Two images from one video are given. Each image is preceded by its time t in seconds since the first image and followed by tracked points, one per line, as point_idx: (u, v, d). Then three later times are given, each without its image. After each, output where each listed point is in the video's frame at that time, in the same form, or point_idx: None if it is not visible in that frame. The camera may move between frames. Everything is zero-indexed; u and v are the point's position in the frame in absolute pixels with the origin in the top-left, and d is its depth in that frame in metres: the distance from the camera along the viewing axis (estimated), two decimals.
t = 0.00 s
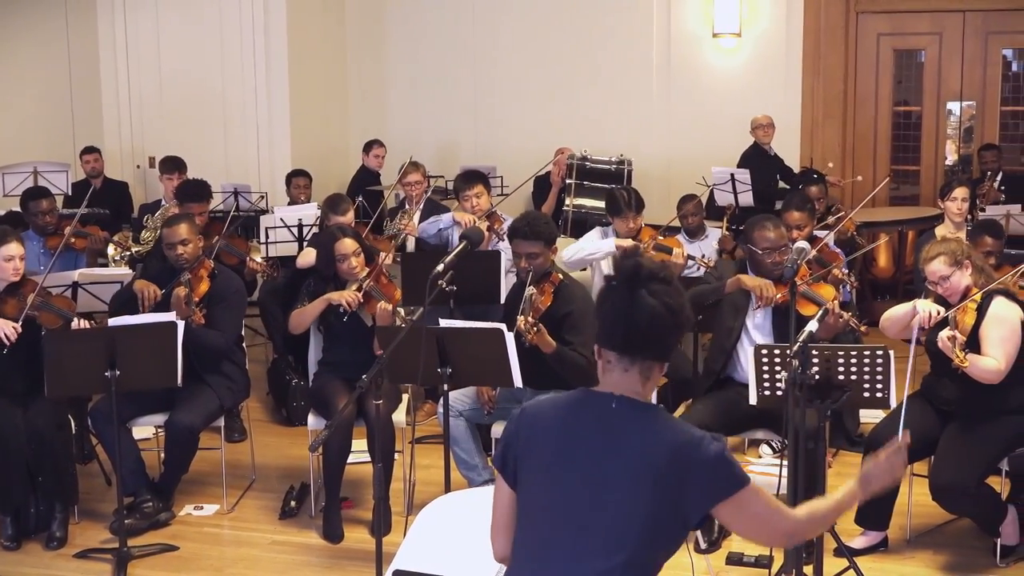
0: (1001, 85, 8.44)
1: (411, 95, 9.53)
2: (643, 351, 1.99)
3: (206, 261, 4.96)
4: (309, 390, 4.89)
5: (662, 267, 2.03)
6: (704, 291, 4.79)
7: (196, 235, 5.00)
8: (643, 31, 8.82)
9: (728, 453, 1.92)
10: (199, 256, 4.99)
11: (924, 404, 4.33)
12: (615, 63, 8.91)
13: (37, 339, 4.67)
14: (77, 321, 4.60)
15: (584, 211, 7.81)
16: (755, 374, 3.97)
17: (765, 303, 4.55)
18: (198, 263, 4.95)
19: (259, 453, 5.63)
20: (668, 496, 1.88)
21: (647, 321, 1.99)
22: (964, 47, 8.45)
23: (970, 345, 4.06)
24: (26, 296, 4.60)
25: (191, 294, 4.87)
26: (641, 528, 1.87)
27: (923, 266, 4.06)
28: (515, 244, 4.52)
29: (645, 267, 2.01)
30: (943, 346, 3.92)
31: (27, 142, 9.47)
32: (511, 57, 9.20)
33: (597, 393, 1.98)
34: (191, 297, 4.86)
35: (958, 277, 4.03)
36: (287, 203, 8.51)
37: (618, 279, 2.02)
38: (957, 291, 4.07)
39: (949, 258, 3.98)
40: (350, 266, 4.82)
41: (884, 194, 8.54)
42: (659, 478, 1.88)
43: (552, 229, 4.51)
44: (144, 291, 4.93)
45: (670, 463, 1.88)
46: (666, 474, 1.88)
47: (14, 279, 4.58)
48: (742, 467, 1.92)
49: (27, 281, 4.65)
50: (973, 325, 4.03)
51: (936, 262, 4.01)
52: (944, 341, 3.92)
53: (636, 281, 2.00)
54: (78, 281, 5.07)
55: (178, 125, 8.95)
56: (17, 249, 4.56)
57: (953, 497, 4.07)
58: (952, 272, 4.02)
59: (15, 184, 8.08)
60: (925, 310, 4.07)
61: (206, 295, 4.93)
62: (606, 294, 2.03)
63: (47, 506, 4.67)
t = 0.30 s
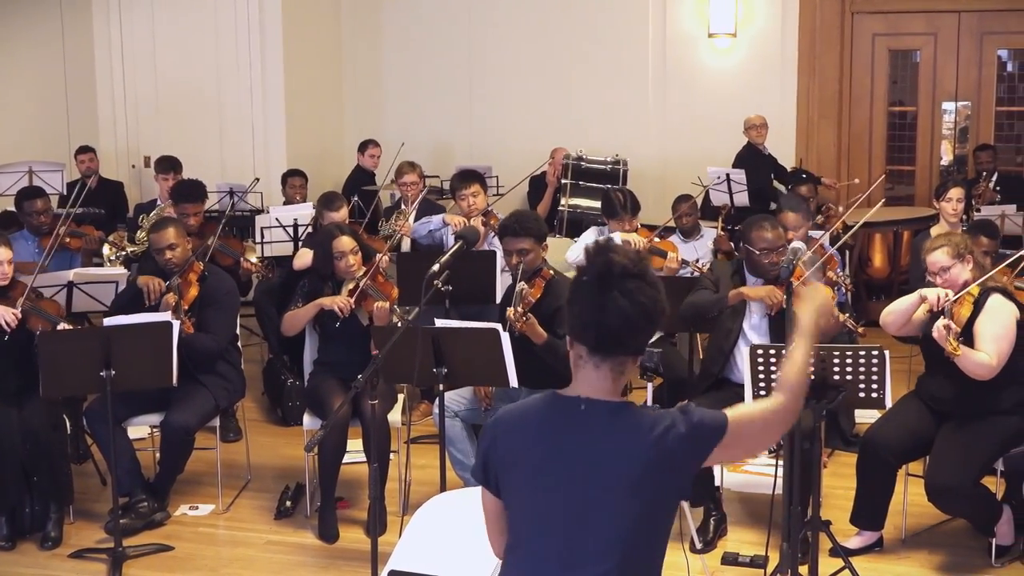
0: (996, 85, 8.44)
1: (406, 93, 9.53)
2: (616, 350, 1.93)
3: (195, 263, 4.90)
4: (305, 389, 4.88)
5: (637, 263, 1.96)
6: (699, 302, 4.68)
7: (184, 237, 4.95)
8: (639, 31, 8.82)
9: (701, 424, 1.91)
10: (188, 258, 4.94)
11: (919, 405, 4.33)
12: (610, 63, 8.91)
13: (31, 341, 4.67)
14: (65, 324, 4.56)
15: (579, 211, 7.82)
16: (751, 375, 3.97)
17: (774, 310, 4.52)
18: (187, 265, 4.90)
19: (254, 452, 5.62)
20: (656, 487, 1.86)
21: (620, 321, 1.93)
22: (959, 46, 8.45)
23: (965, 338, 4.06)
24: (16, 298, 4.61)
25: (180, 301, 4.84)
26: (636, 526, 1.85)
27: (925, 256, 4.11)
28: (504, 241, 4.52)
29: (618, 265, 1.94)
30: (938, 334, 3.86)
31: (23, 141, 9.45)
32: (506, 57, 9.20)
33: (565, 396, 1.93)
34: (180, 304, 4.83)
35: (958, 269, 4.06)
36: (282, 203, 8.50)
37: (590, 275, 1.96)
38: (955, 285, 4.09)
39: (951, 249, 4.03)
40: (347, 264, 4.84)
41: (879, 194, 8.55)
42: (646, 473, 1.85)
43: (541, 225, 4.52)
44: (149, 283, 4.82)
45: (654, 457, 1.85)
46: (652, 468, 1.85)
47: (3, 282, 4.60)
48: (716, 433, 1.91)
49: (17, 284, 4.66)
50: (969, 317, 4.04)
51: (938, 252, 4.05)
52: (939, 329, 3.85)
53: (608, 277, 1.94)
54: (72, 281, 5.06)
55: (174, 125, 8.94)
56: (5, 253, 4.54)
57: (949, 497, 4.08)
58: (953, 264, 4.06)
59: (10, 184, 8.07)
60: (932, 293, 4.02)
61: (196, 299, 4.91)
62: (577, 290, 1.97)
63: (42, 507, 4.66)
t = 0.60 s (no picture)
0: (990, 85, 8.45)
1: (401, 93, 9.52)
2: (590, 354, 1.85)
3: (187, 264, 4.90)
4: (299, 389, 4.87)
5: (603, 265, 1.87)
6: (691, 303, 4.74)
7: (175, 239, 4.95)
8: (633, 31, 8.82)
9: (672, 418, 1.85)
10: (180, 260, 4.95)
11: (913, 404, 4.33)
12: (604, 63, 8.92)
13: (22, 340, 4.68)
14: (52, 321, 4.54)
15: (574, 211, 7.82)
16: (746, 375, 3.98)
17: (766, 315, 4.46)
18: (179, 266, 4.90)
19: (248, 452, 5.62)
20: (633, 491, 1.81)
21: (590, 327, 1.85)
22: (953, 46, 8.46)
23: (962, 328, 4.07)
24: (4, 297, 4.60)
25: (174, 303, 4.83)
26: (616, 533, 1.80)
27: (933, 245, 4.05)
28: (497, 239, 4.53)
29: (582, 270, 1.86)
30: (938, 319, 3.87)
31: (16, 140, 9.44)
32: (501, 57, 9.20)
33: (537, 405, 1.86)
34: (172, 305, 4.82)
35: (963, 261, 4.00)
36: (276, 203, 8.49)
37: (556, 282, 1.87)
38: (958, 277, 4.04)
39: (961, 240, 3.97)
40: (345, 261, 4.81)
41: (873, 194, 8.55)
42: (620, 479, 1.79)
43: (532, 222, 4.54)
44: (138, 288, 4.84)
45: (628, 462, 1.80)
46: (627, 474, 1.80)
47: None
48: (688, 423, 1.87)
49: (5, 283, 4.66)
50: (969, 308, 4.04)
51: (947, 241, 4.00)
52: (939, 314, 3.86)
53: (573, 283, 1.86)
54: (66, 281, 5.05)
55: (168, 124, 8.93)
56: None
57: (943, 497, 4.08)
58: (960, 256, 4.00)
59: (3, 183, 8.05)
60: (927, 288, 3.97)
61: (190, 301, 4.90)
62: (544, 298, 1.88)
63: (35, 507, 4.65)
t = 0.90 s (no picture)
0: (983, 86, 8.47)
1: (395, 92, 9.52)
2: (569, 361, 1.91)
3: (181, 262, 4.90)
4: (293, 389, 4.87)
5: (581, 272, 1.92)
6: (681, 303, 4.69)
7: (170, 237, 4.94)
8: (627, 30, 8.83)
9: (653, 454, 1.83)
10: (174, 257, 4.93)
11: (908, 404, 4.34)
12: (598, 63, 8.92)
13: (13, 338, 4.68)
14: (42, 318, 4.53)
15: (568, 211, 7.83)
16: (740, 375, 3.98)
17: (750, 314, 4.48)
18: (173, 264, 4.89)
19: (242, 452, 5.61)
20: (597, 511, 1.82)
21: (567, 333, 1.90)
22: (947, 46, 8.47)
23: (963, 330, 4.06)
24: None
25: (167, 300, 4.83)
26: (573, 550, 1.82)
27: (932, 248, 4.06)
28: (491, 240, 4.53)
29: (559, 277, 1.91)
30: (939, 321, 3.85)
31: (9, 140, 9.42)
32: (494, 57, 9.20)
33: (517, 408, 1.90)
34: (166, 303, 4.82)
35: (963, 264, 4.02)
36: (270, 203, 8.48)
37: (534, 290, 1.93)
38: (958, 278, 4.05)
39: (960, 243, 3.99)
40: (341, 261, 4.81)
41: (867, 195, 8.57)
42: (584, 496, 1.81)
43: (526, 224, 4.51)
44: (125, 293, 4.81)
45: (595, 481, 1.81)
46: (592, 491, 1.81)
47: None
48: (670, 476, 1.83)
49: None
50: (970, 310, 4.03)
51: (946, 244, 4.01)
52: (940, 316, 3.85)
53: (550, 291, 1.91)
54: (59, 281, 5.03)
55: (162, 124, 8.94)
56: None
57: (937, 497, 4.09)
58: (959, 258, 4.01)
59: None
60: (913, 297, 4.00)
61: (183, 299, 4.90)
62: (524, 306, 1.94)
63: (28, 507, 4.63)
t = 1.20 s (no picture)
0: (974, 86, 8.49)
1: (387, 93, 9.51)
2: (536, 358, 1.85)
3: (176, 261, 4.90)
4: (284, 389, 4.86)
5: (549, 271, 1.88)
6: (670, 300, 4.71)
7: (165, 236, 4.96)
8: (618, 31, 8.83)
9: (620, 450, 1.75)
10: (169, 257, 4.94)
11: (900, 403, 4.35)
12: (590, 63, 8.92)
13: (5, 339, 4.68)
14: (33, 318, 4.52)
15: (560, 211, 7.84)
16: (731, 375, 3.99)
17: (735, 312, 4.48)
18: (167, 263, 4.89)
19: (234, 452, 5.60)
20: (565, 510, 1.75)
21: (535, 330, 1.84)
22: (938, 47, 8.49)
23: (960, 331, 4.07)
24: None
25: (161, 298, 4.84)
26: (542, 551, 1.75)
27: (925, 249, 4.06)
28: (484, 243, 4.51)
29: (528, 275, 1.86)
30: (935, 323, 3.89)
31: None
32: (486, 57, 9.19)
33: (479, 408, 1.84)
34: (161, 302, 4.83)
35: (956, 265, 4.02)
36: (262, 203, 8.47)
37: (502, 287, 1.88)
38: (952, 279, 4.05)
39: (953, 245, 3.99)
40: (333, 260, 4.80)
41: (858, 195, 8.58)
42: (552, 496, 1.74)
43: (518, 228, 4.50)
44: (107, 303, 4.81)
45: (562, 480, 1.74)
46: (559, 490, 1.74)
47: None
48: (636, 470, 1.73)
49: None
50: (967, 311, 4.03)
51: (939, 246, 4.00)
52: (936, 319, 3.88)
53: (519, 288, 1.86)
54: (50, 281, 5.01)
55: (153, 125, 8.93)
56: None
57: (929, 496, 4.09)
58: (953, 260, 4.01)
59: None
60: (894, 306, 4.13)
61: (176, 298, 4.89)
62: (491, 305, 1.89)
63: (19, 507, 4.62)
